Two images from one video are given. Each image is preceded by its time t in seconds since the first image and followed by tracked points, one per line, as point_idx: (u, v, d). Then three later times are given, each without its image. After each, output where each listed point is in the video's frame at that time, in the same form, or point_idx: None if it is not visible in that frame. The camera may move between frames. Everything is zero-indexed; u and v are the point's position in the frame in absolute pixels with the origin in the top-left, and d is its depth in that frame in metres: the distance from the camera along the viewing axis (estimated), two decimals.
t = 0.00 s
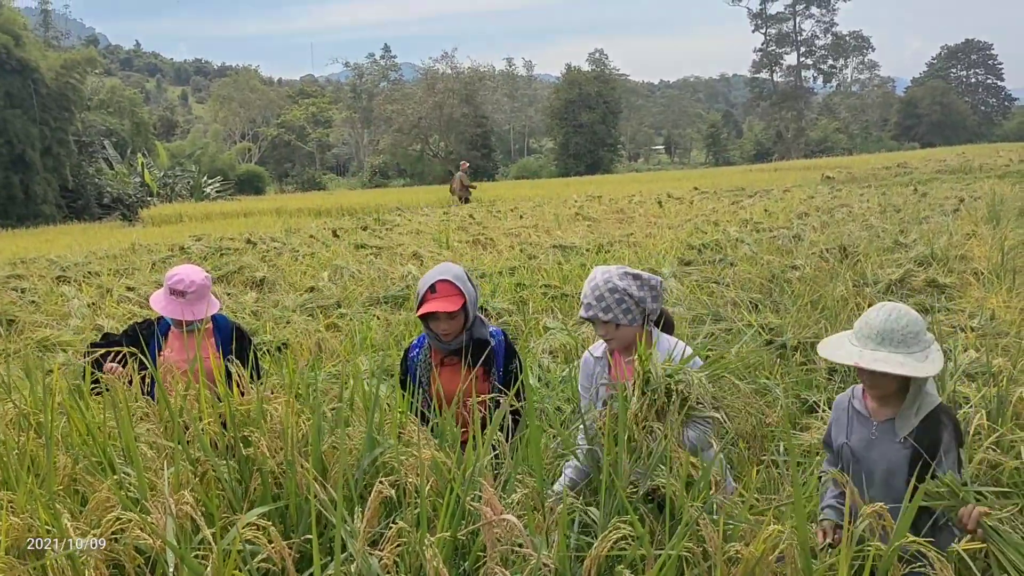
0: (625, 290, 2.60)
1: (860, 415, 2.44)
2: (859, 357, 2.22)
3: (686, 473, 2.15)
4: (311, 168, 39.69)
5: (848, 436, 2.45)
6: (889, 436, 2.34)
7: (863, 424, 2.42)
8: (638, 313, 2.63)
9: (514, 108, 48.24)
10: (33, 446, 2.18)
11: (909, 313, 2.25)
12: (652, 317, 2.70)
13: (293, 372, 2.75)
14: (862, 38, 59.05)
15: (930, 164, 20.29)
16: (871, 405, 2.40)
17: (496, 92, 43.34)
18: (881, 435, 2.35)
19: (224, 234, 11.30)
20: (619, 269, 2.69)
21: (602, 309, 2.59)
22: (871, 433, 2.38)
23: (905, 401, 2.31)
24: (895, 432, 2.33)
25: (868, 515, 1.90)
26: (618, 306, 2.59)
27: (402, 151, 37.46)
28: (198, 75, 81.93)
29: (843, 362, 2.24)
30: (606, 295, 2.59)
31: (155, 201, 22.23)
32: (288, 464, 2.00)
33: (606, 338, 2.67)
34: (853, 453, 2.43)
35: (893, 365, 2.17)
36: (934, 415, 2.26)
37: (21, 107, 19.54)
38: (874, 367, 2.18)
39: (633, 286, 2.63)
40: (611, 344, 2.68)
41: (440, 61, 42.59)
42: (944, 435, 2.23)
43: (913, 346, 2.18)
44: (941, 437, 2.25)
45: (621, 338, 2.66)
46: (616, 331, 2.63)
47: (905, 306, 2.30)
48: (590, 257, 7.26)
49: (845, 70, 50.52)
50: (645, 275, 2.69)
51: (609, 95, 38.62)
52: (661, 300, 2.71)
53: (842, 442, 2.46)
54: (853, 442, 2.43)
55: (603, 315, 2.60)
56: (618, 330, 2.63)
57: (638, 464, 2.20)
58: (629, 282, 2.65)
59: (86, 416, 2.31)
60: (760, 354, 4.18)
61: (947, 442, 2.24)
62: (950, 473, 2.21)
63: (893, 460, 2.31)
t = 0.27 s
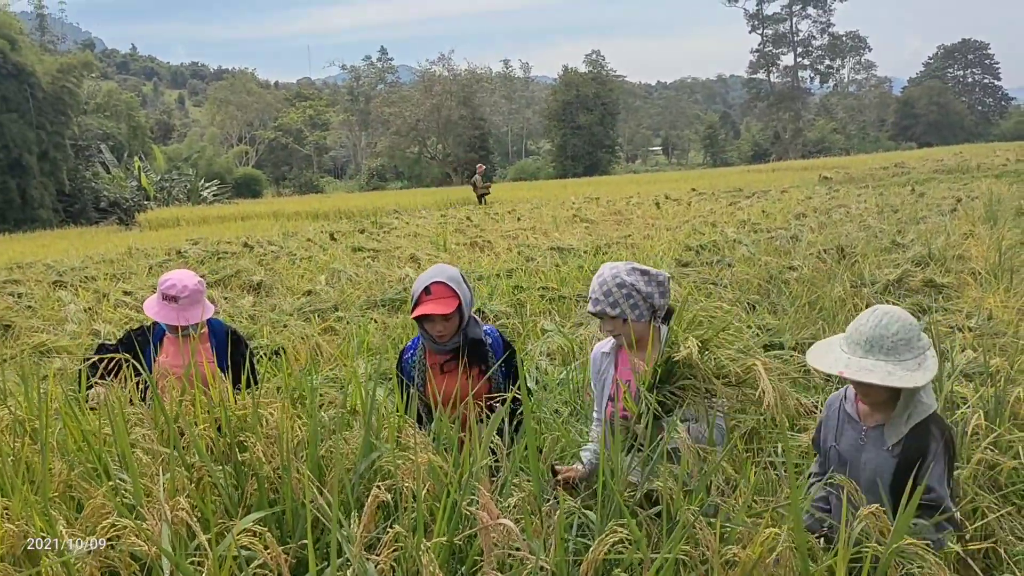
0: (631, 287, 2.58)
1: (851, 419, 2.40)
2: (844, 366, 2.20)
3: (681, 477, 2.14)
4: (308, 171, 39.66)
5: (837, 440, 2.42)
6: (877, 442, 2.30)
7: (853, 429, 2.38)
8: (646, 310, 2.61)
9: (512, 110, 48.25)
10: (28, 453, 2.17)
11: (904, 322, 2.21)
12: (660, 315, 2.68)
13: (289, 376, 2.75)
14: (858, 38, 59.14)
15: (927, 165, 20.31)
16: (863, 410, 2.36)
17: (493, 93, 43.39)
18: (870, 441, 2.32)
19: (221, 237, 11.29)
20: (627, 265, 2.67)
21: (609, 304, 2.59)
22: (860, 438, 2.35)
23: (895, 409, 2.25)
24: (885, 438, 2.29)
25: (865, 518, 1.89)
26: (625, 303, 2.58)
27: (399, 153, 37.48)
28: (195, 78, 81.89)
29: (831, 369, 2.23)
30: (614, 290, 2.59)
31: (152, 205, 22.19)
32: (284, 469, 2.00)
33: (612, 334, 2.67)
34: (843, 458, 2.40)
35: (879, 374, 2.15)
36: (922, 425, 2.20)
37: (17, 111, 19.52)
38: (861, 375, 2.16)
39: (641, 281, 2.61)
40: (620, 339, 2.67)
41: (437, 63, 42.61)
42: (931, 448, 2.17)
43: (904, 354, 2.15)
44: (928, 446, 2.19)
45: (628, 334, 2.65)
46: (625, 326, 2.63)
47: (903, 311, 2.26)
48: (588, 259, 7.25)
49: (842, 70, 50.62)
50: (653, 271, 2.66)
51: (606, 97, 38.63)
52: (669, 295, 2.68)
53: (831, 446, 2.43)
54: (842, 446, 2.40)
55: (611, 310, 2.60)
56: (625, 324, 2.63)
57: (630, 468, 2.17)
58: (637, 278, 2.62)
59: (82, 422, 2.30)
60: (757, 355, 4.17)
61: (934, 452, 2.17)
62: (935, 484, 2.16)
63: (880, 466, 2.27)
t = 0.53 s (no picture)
0: (642, 284, 2.60)
1: (852, 425, 2.41)
2: (846, 373, 2.20)
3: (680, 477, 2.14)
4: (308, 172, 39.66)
5: (836, 445, 2.43)
6: (876, 449, 2.31)
7: (853, 434, 2.39)
8: (655, 308, 2.63)
9: (511, 110, 48.25)
10: (28, 454, 2.18)
11: (914, 331, 2.20)
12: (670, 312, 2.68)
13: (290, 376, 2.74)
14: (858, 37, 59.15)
15: (926, 164, 20.29)
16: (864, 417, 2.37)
17: (493, 94, 43.41)
18: (870, 447, 2.33)
19: (221, 238, 11.29)
20: (641, 262, 2.69)
21: (619, 299, 2.60)
22: (861, 444, 2.35)
23: (898, 420, 2.24)
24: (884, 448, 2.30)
25: (866, 515, 1.89)
26: (635, 300, 2.60)
27: (398, 154, 37.49)
28: (194, 80, 81.77)
29: (834, 376, 2.23)
30: (625, 287, 2.60)
31: (151, 206, 22.17)
32: (284, 469, 1.99)
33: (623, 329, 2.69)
34: (840, 461, 2.41)
35: (883, 384, 2.14)
36: (925, 436, 2.18)
37: (17, 113, 19.53)
38: (865, 385, 2.16)
39: (654, 280, 2.64)
40: (631, 334, 2.70)
41: (436, 64, 42.61)
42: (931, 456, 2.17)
43: (911, 365, 2.14)
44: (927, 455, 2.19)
45: (637, 330, 2.66)
46: (634, 323, 2.65)
47: (912, 319, 2.24)
48: (588, 259, 7.25)
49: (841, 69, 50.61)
50: (667, 271, 2.68)
51: (605, 97, 38.63)
52: (681, 295, 2.70)
53: (829, 452, 2.43)
54: (840, 452, 2.41)
55: (621, 306, 2.61)
56: (635, 321, 2.64)
57: (630, 469, 2.17)
58: (648, 277, 2.64)
59: (82, 423, 2.31)
60: (757, 355, 4.17)
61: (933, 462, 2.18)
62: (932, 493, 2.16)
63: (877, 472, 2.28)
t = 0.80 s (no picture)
0: (648, 282, 2.56)
1: (847, 430, 2.41)
2: (845, 374, 2.20)
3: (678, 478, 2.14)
4: (308, 172, 39.64)
5: (832, 449, 2.43)
6: (871, 454, 2.31)
7: (849, 439, 2.39)
8: (659, 308, 2.58)
9: (510, 110, 48.23)
10: (27, 452, 2.18)
11: (915, 336, 2.20)
12: (675, 312, 2.63)
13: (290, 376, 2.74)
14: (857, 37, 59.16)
15: (926, 164, 20.28)
16: (859, 421, 2.37)
17: (492, 94, 43.38)
18: (866, 452, 2.33)
19: (220, 238, 11.29)
20: (649, 260, 2.64)
21: (622, 296, 2.56)
22: (857, 449, 2.35)
23: (895, 424, 2.24)
24: (880, 451, 2.30)
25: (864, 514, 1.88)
26: (638, 299, 2.56)
27: (398, 154, 37.49)
28: (194, 79, 81.74)
29: (833, 376, 2.22)
30: (629, 285, 2.56)
31: (150, 205, 22.16)
32: (283, 469, 1.99)
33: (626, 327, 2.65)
34: (836, 463, 2.41)
35: (879, 388, 2.14)
36: (922, 440, 2.18)
37: (16, 113, 19.53)
38: (861, 386, 2.16)
39: (658, 278, 2.57)
40: (633, 332, 2.66)
41: (435, 64, 42.59)
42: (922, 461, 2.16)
43: (908, 370, 2.14)
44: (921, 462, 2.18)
45: (639, 329, 2.63)
46: (636, 321, 2.61)
47: (913, 325, 2.24)
48: (587, 259, 7.24)
49: (840, 69, 50.63)
50: (673, 271, 2.62)
51: (605, 96, 38.61)
52: (686, 294, 2.64)
53: (825, 456, 2.44)
54: (836, 455, 2.41)
55: (624, 303, 2.57)
56: (638, 319, 2.60)
57: (628, 470, 2.17)
58: (655, 276, 2.58)
59: (81, 421, 2.31)
60: (757, 354, 4.17)
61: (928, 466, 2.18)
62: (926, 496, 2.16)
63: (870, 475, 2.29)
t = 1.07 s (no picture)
0: (635, 285, 2.54)
1: (841, 436, 2.41)
2: (836, 378, 2.20)
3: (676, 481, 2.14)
4: (308, 172, 39.64)
5: (828, 457, 2.43)
6: (868, 462, 2.31)
7: (844, 445, 2.40)
8: (646, 311, 2.57)
9: (510, 110, 48.23)
10: (27, 452, 2.18)
11: (904, 339, 2.20)
12: (662, 316, 2.62)
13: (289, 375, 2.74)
14: (857, 37, 59.19)
15: (925, 164, 20.27)
16: (853, 426, 2.37)
17: (491, 93, 43.37)
18: (862, 458, 2.33)
19: (220, 238, 11.29)
20: (635, 262, 2.62)
21: (609, 300, 2.55)
22: (853, 456, 2.36)
23: (890, 428, 2.24)
24: (875, 456, 2.30)
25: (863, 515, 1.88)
26: (625, 303, 2.54)
27: (398, 154, 37.50)
28: (194, 79, 81.75)
29: (823, 379, 2.22)
30: (615, 289, 2.55)
31: (150, 205, 22.16)
32: (283, 468, 1.99)
33: (615, 331, 2.64)
34: (833, 470, 2.42)
35: (871, 390, 2.14)
36: (916, 444, 2.18)
37: (16, 113, 19.51)
38: (853, 389, 2.16)
39: (644, 282, 2.55)
40: (621, 336, 2.64)
41: (435, 64, 42.58)
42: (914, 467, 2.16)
43: (899, 372, 2.14)
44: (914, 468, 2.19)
45: (628, 332, 2.61)
46: (624, 324, 2.59)
47: (902, 327, 2.24)
48: (587, 259, 7.23)
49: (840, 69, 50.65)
50: (659, 273, 2.60)
51: (605, 96, 38.61)
52: (673, 297, 2.63)
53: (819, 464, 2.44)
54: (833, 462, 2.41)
55: (611, 307, 2.56)
56: (625, 323, 2.59)
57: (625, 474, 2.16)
58: (642, 279, 2.56)
59: (81, 421, 2.31)
60: (756, 354, 4.16)
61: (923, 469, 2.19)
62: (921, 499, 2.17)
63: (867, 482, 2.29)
